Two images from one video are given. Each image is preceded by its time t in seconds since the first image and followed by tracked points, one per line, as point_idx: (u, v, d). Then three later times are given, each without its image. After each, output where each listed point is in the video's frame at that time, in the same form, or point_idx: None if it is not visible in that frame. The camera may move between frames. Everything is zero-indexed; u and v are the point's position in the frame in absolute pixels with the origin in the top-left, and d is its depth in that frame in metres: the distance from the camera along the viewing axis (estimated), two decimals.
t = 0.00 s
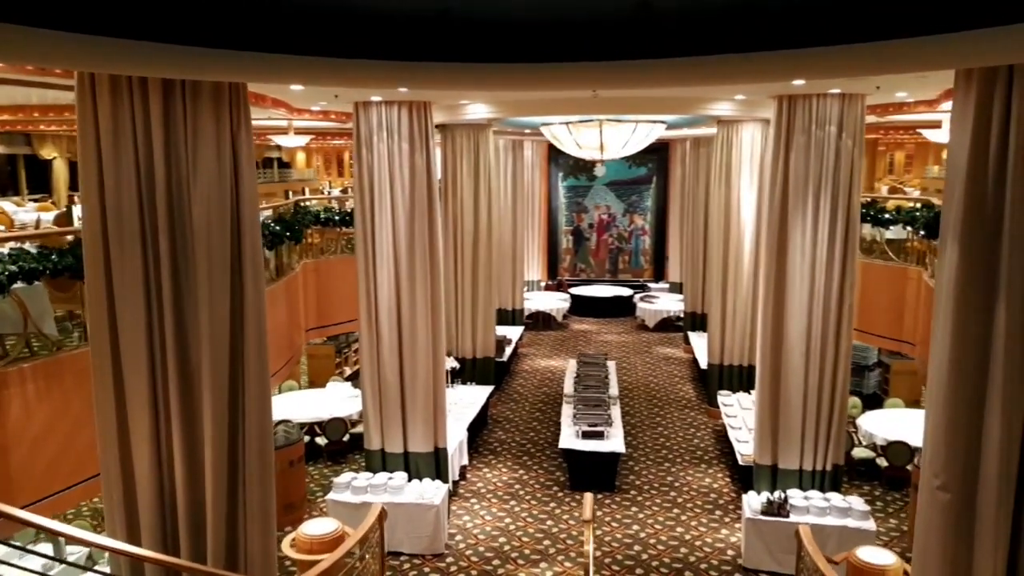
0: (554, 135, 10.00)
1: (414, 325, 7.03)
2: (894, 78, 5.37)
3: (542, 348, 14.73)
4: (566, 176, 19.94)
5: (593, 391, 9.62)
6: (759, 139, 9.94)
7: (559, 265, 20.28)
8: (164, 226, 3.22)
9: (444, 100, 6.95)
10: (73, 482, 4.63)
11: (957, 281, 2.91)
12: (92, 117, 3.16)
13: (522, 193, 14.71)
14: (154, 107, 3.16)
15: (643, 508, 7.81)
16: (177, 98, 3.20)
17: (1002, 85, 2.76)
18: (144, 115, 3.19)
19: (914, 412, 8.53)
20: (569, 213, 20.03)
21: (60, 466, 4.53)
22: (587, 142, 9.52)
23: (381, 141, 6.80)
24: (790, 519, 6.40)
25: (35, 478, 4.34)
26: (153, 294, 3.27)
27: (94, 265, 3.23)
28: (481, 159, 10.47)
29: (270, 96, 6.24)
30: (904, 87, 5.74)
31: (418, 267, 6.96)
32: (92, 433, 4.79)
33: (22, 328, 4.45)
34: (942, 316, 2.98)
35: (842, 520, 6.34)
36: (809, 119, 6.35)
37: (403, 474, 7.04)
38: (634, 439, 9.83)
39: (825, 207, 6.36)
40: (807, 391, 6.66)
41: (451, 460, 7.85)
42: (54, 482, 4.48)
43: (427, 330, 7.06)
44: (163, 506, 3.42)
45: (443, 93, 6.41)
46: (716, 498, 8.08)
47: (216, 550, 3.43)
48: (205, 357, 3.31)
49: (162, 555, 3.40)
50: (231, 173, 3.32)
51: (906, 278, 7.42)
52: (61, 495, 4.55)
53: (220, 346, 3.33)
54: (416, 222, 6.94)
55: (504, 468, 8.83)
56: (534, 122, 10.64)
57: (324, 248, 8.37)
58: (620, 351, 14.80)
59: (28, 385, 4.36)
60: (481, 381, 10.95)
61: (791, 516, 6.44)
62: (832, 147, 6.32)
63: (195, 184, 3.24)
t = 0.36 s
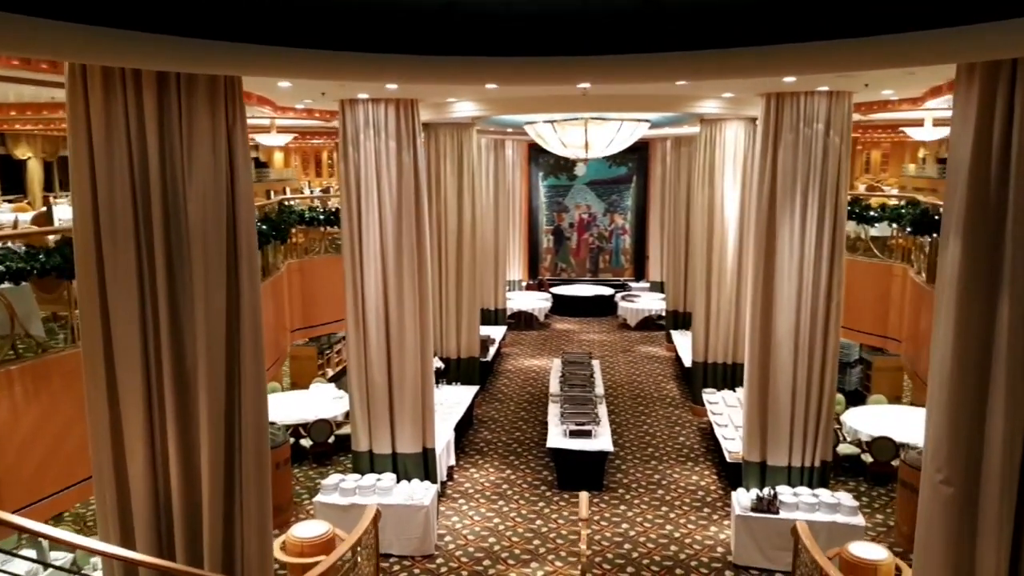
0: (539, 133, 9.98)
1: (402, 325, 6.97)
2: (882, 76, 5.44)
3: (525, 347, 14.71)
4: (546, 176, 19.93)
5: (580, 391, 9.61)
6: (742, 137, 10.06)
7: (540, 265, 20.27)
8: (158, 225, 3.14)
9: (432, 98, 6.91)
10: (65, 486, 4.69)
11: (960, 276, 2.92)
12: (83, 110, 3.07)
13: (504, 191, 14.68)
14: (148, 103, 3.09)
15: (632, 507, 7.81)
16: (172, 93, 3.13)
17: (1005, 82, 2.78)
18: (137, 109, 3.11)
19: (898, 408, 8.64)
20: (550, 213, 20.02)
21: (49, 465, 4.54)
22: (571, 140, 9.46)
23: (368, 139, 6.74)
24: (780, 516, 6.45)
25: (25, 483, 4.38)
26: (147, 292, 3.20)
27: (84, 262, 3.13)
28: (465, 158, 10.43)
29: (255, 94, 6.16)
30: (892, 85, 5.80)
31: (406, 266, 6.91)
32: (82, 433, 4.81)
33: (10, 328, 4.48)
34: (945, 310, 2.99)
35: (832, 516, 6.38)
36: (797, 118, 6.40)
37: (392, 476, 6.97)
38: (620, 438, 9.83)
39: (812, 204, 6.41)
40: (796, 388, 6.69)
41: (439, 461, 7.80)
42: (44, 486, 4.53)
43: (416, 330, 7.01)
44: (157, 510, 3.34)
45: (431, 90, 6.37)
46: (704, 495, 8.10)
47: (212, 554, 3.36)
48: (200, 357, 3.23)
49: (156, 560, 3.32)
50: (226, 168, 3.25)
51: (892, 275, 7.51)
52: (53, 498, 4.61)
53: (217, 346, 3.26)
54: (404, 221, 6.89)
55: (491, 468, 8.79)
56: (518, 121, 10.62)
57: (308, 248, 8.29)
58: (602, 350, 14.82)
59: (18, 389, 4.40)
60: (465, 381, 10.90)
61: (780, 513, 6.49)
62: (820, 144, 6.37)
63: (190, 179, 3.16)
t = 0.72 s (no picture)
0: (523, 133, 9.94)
1: (389, 325, 6.90)
2: (872, 75, 5.48)
3: (508, 347, 14.67)
4: (526, 175, 19.89)
5: (566, 390, 9.60)
6: (725, 136, 10.12)
7: (521, 264, 20.23)
8: (153, 225, 3.06)
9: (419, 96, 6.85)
10: (49, 494, 4.58)
11: (963, 275, 2.94)
12: (75, 107, 2.99)
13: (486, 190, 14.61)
14: (142, 100, 3.01)
15: (620, 507, 7.81)
16: (166, 90, 3.05)
17: (1008, 82, 2.80)
18: (130, 106, 3.03)
19: (881, 405, 8.73)
20: (530, 212, 20.00)
21: (41, 470, 4.50)
22: (556, 139, 9.45)
23: (355, 138, 6.66)
24: (770, 514, 6.48)
25: (9, 492, 4.27)
26: (141, 294, 3.12)
27: (76, 264, 3.05)
28: (449, 157, 10.37)
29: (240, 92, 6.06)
30: (880, 85, 5.85)
31: (394, 267, 6.84)
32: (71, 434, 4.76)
33: None
34: (948, 309, 3.00)
35: (821, 514, 6.41)
36: (785, 117, 6.43)
37: (380, 478, 6.89)
38: (605, 438, 9.83)
39: (799, 203, 6.44)
40: (784, 386, 6.72)
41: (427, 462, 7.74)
42: (28, 496, 4.41)
43: (404, 331, 6.94)
44: (151, 517, 3.26)
45: (420, 89, 6.30)
46: (691, 494, 8.13)
47: (208, 562, 3.28)
48: (195, 360, 3.15)
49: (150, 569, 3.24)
50: (222, 168, 3.18)
51: (877, 274, 7.61)
52: (37, 508, 4.49)
53: (212, 349, 3.18)
54: (392, 220, 6.82)
55: (477, 469, 8.74)
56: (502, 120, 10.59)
57: (292, 249, 8.18)
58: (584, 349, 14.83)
59: (4, 393, 4.29)
60: (450, 382, 10.84)
61: (769, 511, 6.52)
62: (808, 144, 6.40)
63: (185, 178, 3.08)
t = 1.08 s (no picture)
0: (511, 132, 9.95)
1: (380, 326, 6.87)
2: (861, 75, 5.53)
3: (494, 347, 14.67)
4: (510, 175, 19.90)
5: (555, 389, 9.61)
6: (711, 137, 10.16)
7: (505, 264, 20.23)
8: (152, 226, 3.02)
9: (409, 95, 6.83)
10: (38, 502, 4.51)
11: (962, 273, 2.98)
12: (73, 107, 2.96)
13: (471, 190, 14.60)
14: (142, 99, 2.98)
15: (611, 505, 7.84)
16: (167, 89, 3.02)
17: (1006, 81, 2.84)
18: (129, 106, 2.99)
19: (867, 400, 8.80)
20: (515, 212, 20.00)
21: (30, 476, 4.44)
22: (544, 138, 9.45)
23: (346, 138, 6.63)
24: (761, 511, 6.52)
25: None
26: (140, 295, 3.08)
27: (74, 266, 3.00)
28: (436, 157, 10.34)
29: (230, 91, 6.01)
30: (869, 85, 5.90)
31: (384, 267, 6.81)
32: (64, 440, 4.70)
33: None
34: (948, 305, 3.04)
35: (812, 509, 6.47)
36: (774, 116, 6.48)
37: (372, 480, 6.86)
38: (594, 437, 9.86)
39: (789, 202, 6.50)
40: (774, 383, 6.78)
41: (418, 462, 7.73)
42: (15, 505, 4.35)
43: (395, 330, 6.92)
44: (151, 521, 3.22)
45: (410, 89, 6.28)
46: (681, 491, 8.18)
47: (210, 565, 3.25)
48: (196, 364, 3.12)
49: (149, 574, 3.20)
50: (223, 168, 3.15)
51: (863, 271, 7.66)
52: (24, 516, 4.43)
53: (213, 351, 3.15)
54: (383, 220, 6.79)
55: (468, 469, 8.74)
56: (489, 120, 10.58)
57: (279, 249, 8.13)
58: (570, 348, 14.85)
59: None
60: (438, 382, 10.83)
61: (761, 508, 6.56)
62: (797, 144, 6.46)
63: (186, 178, 3.05)
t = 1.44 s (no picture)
0: (492, 133, 9.97)
1: (364, 328, 6.85)
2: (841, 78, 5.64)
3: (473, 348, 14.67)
4: (487, 176, 19.91)
5: (537, 390, 9.64)
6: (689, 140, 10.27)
7: (482, 265, 20.23)
8: (146, 229, 2.99)
9: (392, 97, 6.83)
10: (25, 510, 4.43)
11: (949, 273, 3.06)
12: (63, 108, 2.91)
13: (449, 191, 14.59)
14: (136, 101, 2.95)
15: (594, 504, 7.89)
16: (162, 91, 3.00)
17: (990, 87, 2.92)
18: (122, 108, 2.97)
19: (843, 397, 8.94)
20: (491, 213, 20.01)
21: (13, 483, 4.31)
22: (525, 139, 9.47)
23: (329, 139, 6.60)
24: (743, 508, 6.60)
25: None
26: (133, 299, 3.05)
27: (64, 269, 2.96)
28: (416, 157, 10.32)
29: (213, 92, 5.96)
30: (848, 89, 6.00)
31: (367, 269, 6.79)
32: (47, 447, 4.58)
33: None
34: (935, 304, 3.12)
35: (792, 505, 6.57)
36: (754, 118, 6.57)
37: (355, 483, 6.83)
38: (575, 437, 9.91)
39: (769, 203, 6.60)
40: (754, 383, 6.87)
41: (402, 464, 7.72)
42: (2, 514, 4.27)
43: (378, 332, 6.89)
44: (143, 528, 3.18)
45: (394, 91, 6.27)
46: (663, 490, 8.25)
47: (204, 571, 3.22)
48: (191, 368, 3.09)
49: None
50: (217, 171, 3.13)
51: (839, 271, 7.76)
52: (12, 524, 4.35)
53: (207, 353, 3.13)
54: (366, 222, 6.77)
55: (450, 471, 8.73)
56: (469, 122, 10.59)
57: (259, 251, 8.06)
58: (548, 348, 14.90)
59: None
60: (419, 384, 10.81)
61: (742, 505, 6.64)
62: (777, 146, 6.55)
63: (180, 179, 3.03)
